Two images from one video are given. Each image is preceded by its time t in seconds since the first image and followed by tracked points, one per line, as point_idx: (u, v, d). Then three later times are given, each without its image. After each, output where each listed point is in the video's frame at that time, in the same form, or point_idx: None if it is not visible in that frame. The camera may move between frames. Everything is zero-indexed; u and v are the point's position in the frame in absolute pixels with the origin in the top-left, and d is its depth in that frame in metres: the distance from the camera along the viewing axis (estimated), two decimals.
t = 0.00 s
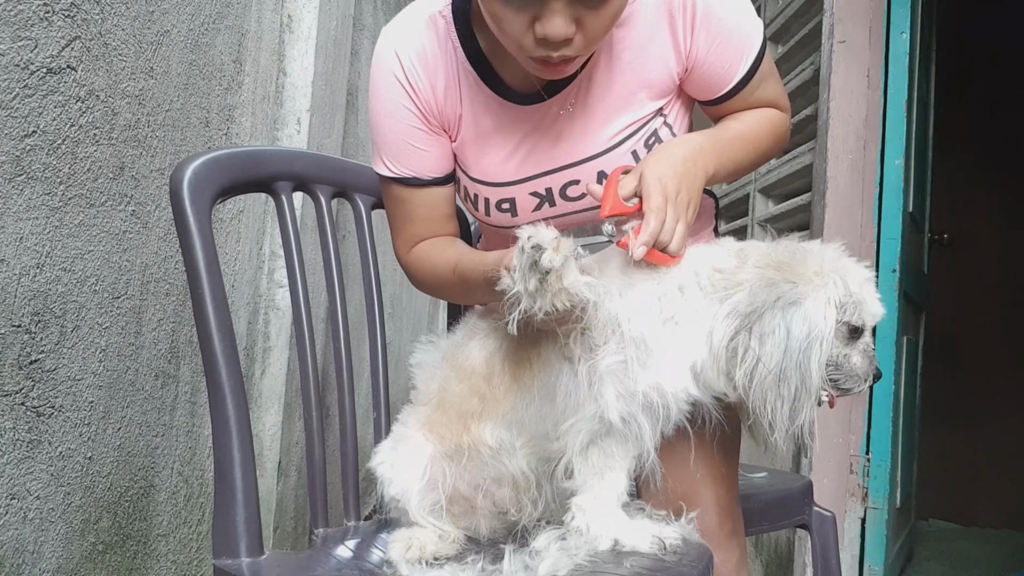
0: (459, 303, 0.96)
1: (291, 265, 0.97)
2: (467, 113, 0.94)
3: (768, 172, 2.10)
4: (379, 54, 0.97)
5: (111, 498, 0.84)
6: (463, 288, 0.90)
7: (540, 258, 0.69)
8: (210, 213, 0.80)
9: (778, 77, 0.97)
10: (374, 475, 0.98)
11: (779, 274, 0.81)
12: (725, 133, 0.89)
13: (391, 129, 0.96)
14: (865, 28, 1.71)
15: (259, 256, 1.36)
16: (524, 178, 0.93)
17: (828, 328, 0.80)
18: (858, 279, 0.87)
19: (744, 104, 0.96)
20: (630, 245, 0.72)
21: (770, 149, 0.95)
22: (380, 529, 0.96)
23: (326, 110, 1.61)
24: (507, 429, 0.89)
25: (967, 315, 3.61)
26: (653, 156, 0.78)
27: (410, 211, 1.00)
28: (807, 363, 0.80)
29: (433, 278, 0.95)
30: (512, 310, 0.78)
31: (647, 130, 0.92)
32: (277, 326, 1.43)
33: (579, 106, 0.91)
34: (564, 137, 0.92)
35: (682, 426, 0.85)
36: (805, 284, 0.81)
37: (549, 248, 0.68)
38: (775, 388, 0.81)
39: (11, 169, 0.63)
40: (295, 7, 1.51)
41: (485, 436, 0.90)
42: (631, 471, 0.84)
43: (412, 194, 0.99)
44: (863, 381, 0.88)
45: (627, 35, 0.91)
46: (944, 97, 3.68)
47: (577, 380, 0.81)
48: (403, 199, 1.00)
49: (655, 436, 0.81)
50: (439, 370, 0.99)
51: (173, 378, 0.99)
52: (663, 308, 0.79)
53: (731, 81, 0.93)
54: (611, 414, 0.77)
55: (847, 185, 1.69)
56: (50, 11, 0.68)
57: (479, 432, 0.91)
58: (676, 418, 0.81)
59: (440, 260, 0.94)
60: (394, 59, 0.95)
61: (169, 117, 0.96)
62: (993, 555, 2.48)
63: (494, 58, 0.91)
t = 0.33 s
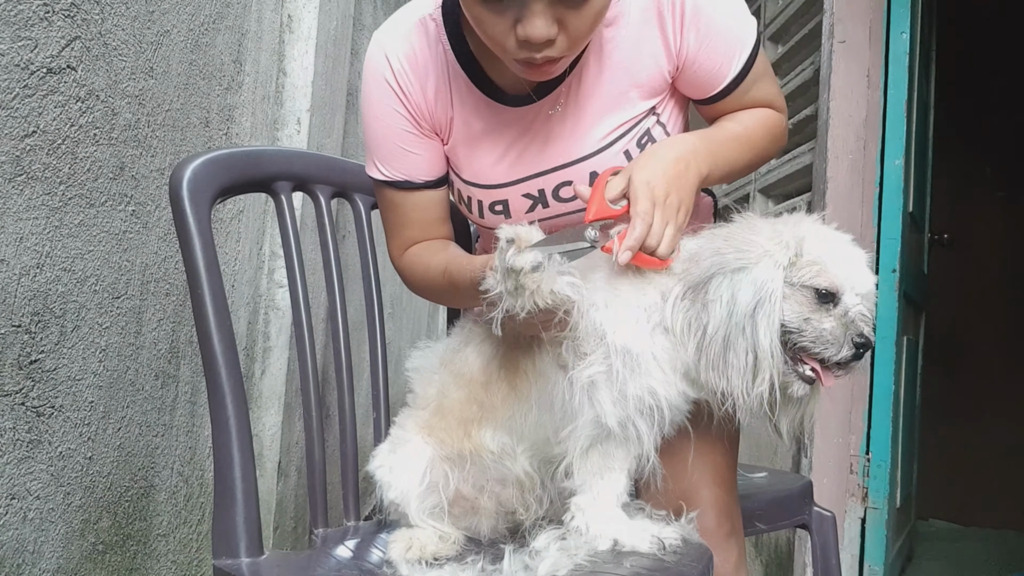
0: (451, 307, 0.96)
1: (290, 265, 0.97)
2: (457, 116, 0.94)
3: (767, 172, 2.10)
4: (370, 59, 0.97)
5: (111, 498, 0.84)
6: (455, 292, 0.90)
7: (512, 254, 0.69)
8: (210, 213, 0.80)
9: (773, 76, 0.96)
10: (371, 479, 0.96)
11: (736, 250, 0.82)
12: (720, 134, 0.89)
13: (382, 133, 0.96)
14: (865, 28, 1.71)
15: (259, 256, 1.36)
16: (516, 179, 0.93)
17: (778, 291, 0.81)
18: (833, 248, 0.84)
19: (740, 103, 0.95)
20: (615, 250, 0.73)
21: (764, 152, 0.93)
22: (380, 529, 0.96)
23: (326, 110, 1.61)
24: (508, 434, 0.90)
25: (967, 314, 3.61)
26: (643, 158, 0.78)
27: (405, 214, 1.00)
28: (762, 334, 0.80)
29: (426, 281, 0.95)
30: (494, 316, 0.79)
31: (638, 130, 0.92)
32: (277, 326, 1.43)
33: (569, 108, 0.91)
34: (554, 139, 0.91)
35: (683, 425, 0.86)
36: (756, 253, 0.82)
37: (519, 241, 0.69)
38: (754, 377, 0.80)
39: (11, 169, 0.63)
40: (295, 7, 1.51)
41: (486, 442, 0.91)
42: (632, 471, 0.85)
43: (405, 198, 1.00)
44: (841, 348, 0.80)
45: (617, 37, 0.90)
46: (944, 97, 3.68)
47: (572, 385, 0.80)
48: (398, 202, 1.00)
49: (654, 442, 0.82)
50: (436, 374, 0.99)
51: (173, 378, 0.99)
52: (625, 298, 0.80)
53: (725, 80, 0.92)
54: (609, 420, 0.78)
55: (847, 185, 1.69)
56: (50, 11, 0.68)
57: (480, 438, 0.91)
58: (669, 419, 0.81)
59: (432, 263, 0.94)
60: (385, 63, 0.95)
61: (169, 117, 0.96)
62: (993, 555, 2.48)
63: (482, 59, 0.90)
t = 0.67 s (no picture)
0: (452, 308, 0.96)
1: (291, 265, 0.97)
2: (457, 117, 0.94)
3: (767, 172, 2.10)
4: (370, 62, 0.97)
5: (111, 497, 0.84)
6: (456, 295, 0.90)
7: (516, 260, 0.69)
8: (210, 214, 0.80)
9: (775, 68, 0.96)
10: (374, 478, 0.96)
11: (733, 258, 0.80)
12: (725, 116, 0.89)
13: (383, 136, 0.96)
14: (865, 28, 1.71)
15: (259, 257, 1.36)
16: (518, 179, 0.92)
17: (772, 299, 0.80)
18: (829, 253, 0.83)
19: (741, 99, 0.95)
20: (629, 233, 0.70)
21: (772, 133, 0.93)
22: (380, 529, 0.96)
23: (326, 110, 1.61)
24: (513, 434, 0.90)
25: (967, 315, 3.60)
26: (648, 141, 0.77)
27: (406, 216, 1.01)
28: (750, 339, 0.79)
29: (427, 283, 0.95)
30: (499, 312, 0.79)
31: (638, 128, 0.92)
32: (277, 326, 1.43)
33: (570, 109, 0.91)
34: (555, 139, 0.91)
35: (686, 424, 0.86)
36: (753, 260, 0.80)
37: (524, 249, 0.69)
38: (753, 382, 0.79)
39: (11, 169, 0.63)
40: (295, 7, 1.51)
41: (489, 441, 0.91)
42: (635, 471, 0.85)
43: (407, 199, 1.00)
44: (836, 355, 0.80)
45: (615, 37, 0.90)
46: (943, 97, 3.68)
47: (575, 385, 0.81)
48: (399, 205, 1.00)
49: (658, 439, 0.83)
50: (438, 376, 0.98)
51: (173, 378, 0.99)
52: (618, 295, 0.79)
53: (726, 74, 0.92)
54: (611, 419, 0.79)
55: (847, 185, 1.69)
56: (50, 11, 0.68)
57: (482, 438, 0.91)
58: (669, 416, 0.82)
59: (434, 266, 0.94)
60: (385, 66, 0.95)
61: (169, 117, 0.96)
62: (993, 555, 2.48)
63: (479, 59, 0.90)
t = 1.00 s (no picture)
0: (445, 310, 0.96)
1: (291, 265, 0.97)
2: (456, 117, 0.94)
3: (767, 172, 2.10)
4: (369, 62, 0.97)
5: (111, 498, 0.84)
6: (450, 297, 0.90)
7: (490, 265, 0.70)
8: (210, 214, 0.80)
9: (774, 69, 0.96)
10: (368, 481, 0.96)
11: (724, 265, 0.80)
12: (723, 122, 0.89)
13: (382, 136, 0.96)
14: (865, 28, 1.71)
15: (259, 257, 1.36)
16: (516, 179, 0.93)
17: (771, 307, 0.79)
18: (827, 260, 0.83)
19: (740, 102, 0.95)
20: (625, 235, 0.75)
21: (768, 138, 0.93)
22: (379, 529, 0.96)
23: (326, 110, 1.61)
24: (501, 434, 0.88)
25: (967, 315, 3.60)
26: (651, 150, 0.79)
27: (403, 216, 1.01)
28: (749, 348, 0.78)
29: (421, 284, 0.95)
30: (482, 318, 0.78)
31: (638, 128, 0.92)
32: (277, 326, 1.43)
33: (569, 108, 0.91)
34: (554, 139, 0.91)
35: (678, 426, 0.86)
36: (748, 268, 0.80)
37: (500, 257, 0.69)
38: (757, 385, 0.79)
39: (11, 169, 0.63)
40: (295, 7, 1.51)
41: (480, 443, 0.90)
42: (631, 473, 0.84)
43: (405, 199, 1.00)
44: (834, 364, 0.80)
45: (614, 38, 0.90)
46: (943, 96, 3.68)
47: (562, 390, 0.80)
48: (396, 204, 1.00)
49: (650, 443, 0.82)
50: (428, 376, 0.98)
51: (173, 378, 0.99)
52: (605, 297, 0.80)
53: (724, 77, 0.92)
54: (600, 422, 0.78)
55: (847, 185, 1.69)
56: (50, 11, 0.68)
57: (473, 439, 0.91)
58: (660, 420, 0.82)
59: (426, 268, 0.94)
60: (384, 67, 0.95)
61: (169, 117, 0.96)
62: (994, 555, 2.48)
63: (479, 59, 0.90)
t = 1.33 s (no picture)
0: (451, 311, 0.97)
1: (291, 265, 0.97)
2: (459, 120, 0.94)
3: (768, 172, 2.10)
4: (371, 65, 0.96)
5: (111, 498, 0.84)
6: (452, 301, 0.90)
7: (518, 308, 0.72)
8: (210, 213, 0.80)
9: (775, 72, 0.96)
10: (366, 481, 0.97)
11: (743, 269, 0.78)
12: (721, 129, 0.88)
13: (383, 138, 0.96)
14: (865, 28, 1.71)
15: (259, 257, 1.36)
16: (518, 182, 0.93)
17: (795, 314, 0.77)
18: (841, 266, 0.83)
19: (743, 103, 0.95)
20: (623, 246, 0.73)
21: (768, 139, 0.94)
22: (379, 529, 0.96)
23: (326, 111, 1.61)
24: (496, 427, 0.88)
25: (968, 315, 3.60)
26: (645, 161, 0.78)
27: (402, 217, 1.01)
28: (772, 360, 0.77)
29: (425, 287, 0.95)
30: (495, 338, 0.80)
31: (641, 131, 0.92)
32: (277, 326, 1.43)
33: (571, 111, 0.91)
34: (556, 142, 0.91)
35: (681, 422, 0.85)
36: (772, 277, 0.77)
37: (525, 297, 0.72)
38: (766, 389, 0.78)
39: (11, 169, 0.63)
40: (295, 7, 1.51)
41: (474, 435, 0.89)
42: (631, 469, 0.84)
43: (405, 201, 0.99)
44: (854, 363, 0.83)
45: (619, 41, 0.90)
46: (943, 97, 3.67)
47: (563, 385, 0.79)
48: (395, 206, 1.00)
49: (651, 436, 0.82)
50: (425, 367, 0.98)
51: (173, 378, 0.99)
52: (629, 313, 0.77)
53: (727, 79, 0.92)
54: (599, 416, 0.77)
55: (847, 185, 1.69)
56: (50, 11, 0.68)
57: (467, 431, 0.90)
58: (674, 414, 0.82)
59: (428, 273, 0.94)
60: (386, 68, 0.94)
61: (169, 118, 0.96)
62: (994, 555, 2.48)
63: (485, 63, 0.90)
